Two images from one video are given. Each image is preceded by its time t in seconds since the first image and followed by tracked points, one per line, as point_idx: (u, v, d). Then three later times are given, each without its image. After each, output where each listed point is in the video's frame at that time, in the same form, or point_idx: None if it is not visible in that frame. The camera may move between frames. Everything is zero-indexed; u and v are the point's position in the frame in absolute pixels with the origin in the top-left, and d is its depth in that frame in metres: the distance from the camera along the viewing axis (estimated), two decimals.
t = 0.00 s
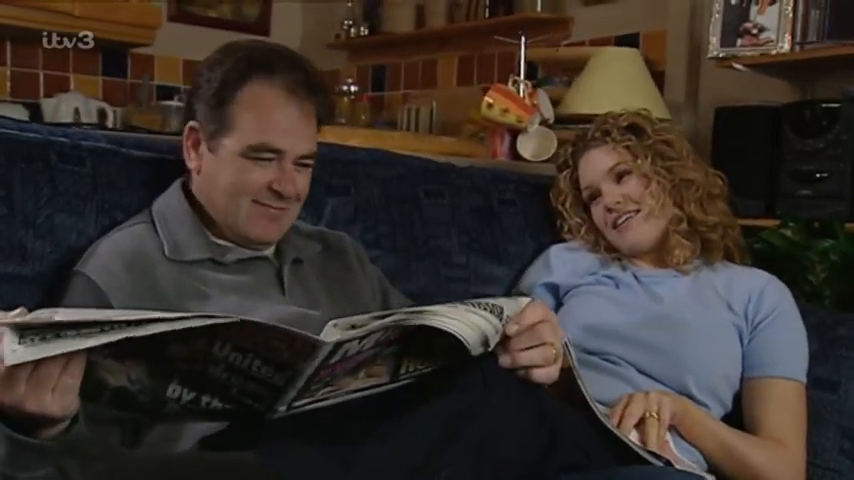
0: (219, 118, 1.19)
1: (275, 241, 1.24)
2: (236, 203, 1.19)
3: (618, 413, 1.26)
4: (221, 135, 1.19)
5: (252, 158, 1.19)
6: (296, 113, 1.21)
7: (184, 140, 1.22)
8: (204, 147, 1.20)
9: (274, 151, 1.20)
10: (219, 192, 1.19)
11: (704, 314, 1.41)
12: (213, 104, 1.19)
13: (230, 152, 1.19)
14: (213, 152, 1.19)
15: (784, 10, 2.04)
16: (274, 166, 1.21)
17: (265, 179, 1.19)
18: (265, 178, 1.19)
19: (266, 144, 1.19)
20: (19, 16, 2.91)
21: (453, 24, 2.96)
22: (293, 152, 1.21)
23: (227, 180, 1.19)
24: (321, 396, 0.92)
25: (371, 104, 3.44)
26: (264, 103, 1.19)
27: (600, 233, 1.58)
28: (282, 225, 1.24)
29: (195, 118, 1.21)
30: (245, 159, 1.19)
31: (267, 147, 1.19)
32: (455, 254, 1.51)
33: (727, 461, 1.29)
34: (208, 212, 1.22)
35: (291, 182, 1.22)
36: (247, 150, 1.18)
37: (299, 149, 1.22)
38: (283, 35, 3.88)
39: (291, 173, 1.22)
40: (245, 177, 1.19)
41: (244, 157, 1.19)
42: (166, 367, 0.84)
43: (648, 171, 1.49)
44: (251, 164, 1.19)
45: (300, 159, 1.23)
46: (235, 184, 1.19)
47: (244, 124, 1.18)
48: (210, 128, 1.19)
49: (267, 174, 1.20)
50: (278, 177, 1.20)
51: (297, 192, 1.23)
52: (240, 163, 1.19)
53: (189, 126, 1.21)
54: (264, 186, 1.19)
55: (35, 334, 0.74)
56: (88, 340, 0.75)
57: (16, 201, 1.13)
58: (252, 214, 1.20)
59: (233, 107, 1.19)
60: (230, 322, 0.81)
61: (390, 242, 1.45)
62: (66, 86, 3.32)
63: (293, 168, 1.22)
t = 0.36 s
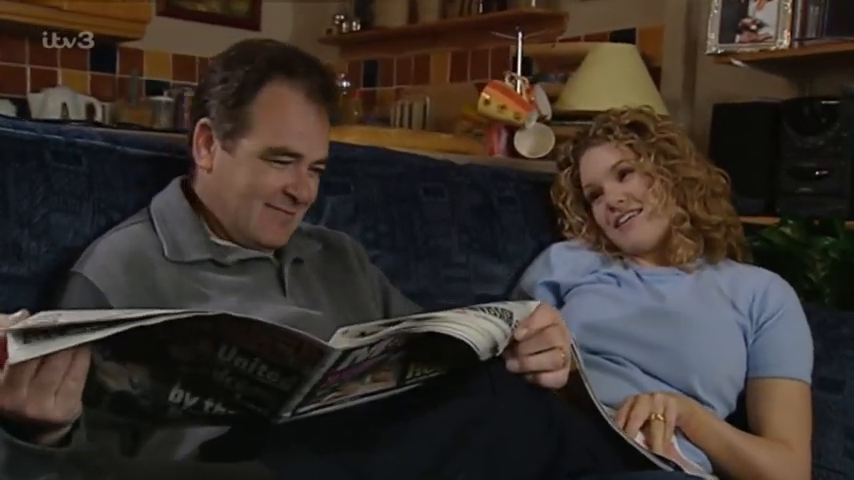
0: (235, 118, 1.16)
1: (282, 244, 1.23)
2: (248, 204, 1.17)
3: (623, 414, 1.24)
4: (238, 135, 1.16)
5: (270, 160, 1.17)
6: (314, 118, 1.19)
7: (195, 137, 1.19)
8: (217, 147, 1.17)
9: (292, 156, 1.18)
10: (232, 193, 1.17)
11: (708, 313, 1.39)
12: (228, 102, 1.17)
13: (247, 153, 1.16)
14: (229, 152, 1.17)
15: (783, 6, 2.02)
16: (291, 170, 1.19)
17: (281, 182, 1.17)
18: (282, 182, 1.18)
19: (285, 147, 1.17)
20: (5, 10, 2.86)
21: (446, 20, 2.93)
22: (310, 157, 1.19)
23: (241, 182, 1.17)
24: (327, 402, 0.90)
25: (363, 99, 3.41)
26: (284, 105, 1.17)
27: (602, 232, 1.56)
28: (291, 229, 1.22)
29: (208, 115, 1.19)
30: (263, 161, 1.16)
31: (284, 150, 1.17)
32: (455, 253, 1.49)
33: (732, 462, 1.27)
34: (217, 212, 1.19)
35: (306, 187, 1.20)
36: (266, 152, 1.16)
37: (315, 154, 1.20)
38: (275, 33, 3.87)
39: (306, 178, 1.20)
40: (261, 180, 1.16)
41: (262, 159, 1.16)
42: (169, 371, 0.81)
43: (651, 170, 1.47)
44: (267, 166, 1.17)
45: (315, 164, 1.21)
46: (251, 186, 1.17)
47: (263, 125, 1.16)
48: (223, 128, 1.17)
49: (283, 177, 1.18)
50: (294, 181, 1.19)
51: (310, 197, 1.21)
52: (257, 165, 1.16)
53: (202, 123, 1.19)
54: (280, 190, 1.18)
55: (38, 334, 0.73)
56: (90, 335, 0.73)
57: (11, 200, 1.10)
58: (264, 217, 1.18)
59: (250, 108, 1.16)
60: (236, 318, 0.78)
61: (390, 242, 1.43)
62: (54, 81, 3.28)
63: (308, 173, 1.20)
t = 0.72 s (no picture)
0: (264, 119, 1.19)
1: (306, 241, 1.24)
2: (288, 202, 1.19)
3: (631, 412, 1.23)
4: (274, 135, 1.19)
5: (307, 155, 1.20)
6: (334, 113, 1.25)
7: (220, 145, 1.19)
8: (248, 148, 1.19)
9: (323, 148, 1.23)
10: (272, 193, 1.19)
11: (714, 309, 1.38)
12: (253, 102, 1.19)
13: (286, 151, 1.19)
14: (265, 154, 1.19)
15: None
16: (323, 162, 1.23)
17: (315, 175, 1.21)
18: (318, 174, 1.22)
19: (317, 140, 1.21)
20: None
21: (441, 13, 2.91)
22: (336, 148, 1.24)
23: (276, 179, 1.19)
24: (337, 404, 0.89)
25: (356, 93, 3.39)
26: (307, 99, 1.21)
27: (605, 228, 1.55)
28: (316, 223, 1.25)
29: (234, 121, 1.19)
30: (301, 156, 1.20)
31: (317, 143, 1.22)
32: (458, 249, 1.48)
33: (740, 461, 1.26)
34: (237, 215, 1.19)
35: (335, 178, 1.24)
36: (303, 146, 1.20)
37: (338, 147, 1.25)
38: (267, 28, 3.86)
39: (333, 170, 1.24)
40: (297, 175, 1.20)
41: (301, 154, 1.20)
42: (174, 373, 0.80)
43: (656, 166, 1.46)
44: (302, 162, 1.20)
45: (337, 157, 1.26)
46: (291, 183, 1.19)
47: (294, 122, 1.20)
48: (254, 127, 1.18)
49: (315, 171, 1.21)
50: (327, 173, 1.23)
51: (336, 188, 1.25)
52: (296, 161, 1.20)
53: (228, 129, 1.19)
54: (315, 183, 1.21)
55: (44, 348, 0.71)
56: (95, 348, 0.71)
57: (9, 197, 1.08)
58: (301, 212, 1.20)
59: (281, 106, 1.19)
60: (245, 327, 0.76)
61: (392, 238, 1.41)
62: (44, 74, 3.24)
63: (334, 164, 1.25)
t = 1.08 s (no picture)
0: (233, 104, 1.14)
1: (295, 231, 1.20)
2: (262, 188, 1.15)
3: (637, 416, 1.22)
4: (242, 119, 1.14)
5: (278, 135, 1.16)
6: (312, 90, 1.19)
7: (193, 137, 1.16)
8: (219, 136, 1.15)
9: (299, 127, 1.17)
10: (246, 179, 1.14)
11: (719, 310, 1.37)
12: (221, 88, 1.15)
13: (255, 132, 1.15)
14: (234, 139, 1.14)
15: None
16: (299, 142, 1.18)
17: (289, 158, 1.16)
18: (293, 155, 1.17)
19: (289, 119, 1.17)
20: None
21: (435, 10, 2.89)
22: (313, 128, 1.19)
23: (251, 164, 1.14)
24: (345, 411, 0.87)
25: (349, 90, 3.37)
26: (276, 79, 1.16)
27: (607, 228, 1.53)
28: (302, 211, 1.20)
29: (205, 110, 1.15)
30: (272, 137, 1.15)
31: (289, 122, 1.17)
32: (459, 251, 1.46)
33: (745, 465, 1.25)
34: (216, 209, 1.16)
35: (315, 160, 1.19)
36: (273, 126, 1.15)
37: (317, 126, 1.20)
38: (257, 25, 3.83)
39: (312, 151, 1.19)
40: (271, 158, 1.15)
41: (271, 135, 1.15)
42: (175, 378, 0.77)
43: (660, 166, 1.44)
44: (272, 145, 1.15)
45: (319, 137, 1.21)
46: (264, 166, 1.15)
47: (263, 103, 1.15)
48: (222, 111, 1.14)
49: (290, 154, 1.16)
50: (303, 154, 1.17)
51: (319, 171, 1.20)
52: (267, 143, 1.15)
53: (199, 120, 1.15)
54: (291, 166, 1.16)
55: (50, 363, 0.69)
56: (103, 363, 0.69)
57: (5, 199, 1.05)
58: (277, 199, 1.16)
59: (247, 88, 1.15)
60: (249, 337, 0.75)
61: (393, 240, 1.39)
62: (33, 71, 3.19)
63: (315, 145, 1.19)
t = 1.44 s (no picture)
0: (211, 100, 1.13)
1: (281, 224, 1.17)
2: (228, 182, 1.12)
3: (648, 422, 1.20)
4: (209, 113, 1.13)
5: (243, 125, 1.12)
6: (285, 80, 1.15)
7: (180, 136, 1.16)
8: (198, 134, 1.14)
9: (266, 116, 1.13)
10: (214, 173, 1.12)
11: (726, 313, 1.35)
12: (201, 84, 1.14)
13: (219, 125, 1.12)
14: (204, 134, 1.13)
15: None
16: (267, 132, 1.13)
17: (256, 149, 1.12)
18: (260, 146, 1.12)
19: (254, 107, 1.12)
20: None
21: (429, 9, 2.86)
22: (284, 117, 1.14)
23: (218, 158, 1.12)
24: (357, 421, 0.85)
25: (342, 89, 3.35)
26: (243, 69, 1.13)
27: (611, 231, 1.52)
28: (283, 207, 1.15)
29: (190, 111, 1.15)
30: (236, 128, 1.11)
31: (255, 111, 1.12)
32: (463, 254, 1.44)
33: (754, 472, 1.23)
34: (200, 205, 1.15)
35: (288, 150, 1.14)
36: (236, 116, 1.12)
37: (297, 118, 1.16)
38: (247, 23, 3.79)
39: (284, 142, 1.14)
40: (236, 149, 1.11)
41: (234, 125, 1.12)
42: (186, 387, 0.74)
43: (666, 169, 1.42)
44: (235, 135, 1.11)
45: (295, 129, 1.16)
46: (229, 159, 1.11)
47: (229, 95, 1.12)
48: (200, 109, 1.14)
49: (256, 145, 1.12)
50: (271, 144, 1.13)
51: (296, 163, 1.15)
52: (231, 135, 1.11)
53: (185, 120, 1.15)
54: (257, 157, 1.12)
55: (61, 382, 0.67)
56: (117, 383, 0.67)
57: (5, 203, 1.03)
58: (244, 193, 1.12)
59: (220, 84, 1.13)
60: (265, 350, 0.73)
61: (397, 244, 1.37)
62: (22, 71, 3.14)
63: (288, 136, 1.15)
